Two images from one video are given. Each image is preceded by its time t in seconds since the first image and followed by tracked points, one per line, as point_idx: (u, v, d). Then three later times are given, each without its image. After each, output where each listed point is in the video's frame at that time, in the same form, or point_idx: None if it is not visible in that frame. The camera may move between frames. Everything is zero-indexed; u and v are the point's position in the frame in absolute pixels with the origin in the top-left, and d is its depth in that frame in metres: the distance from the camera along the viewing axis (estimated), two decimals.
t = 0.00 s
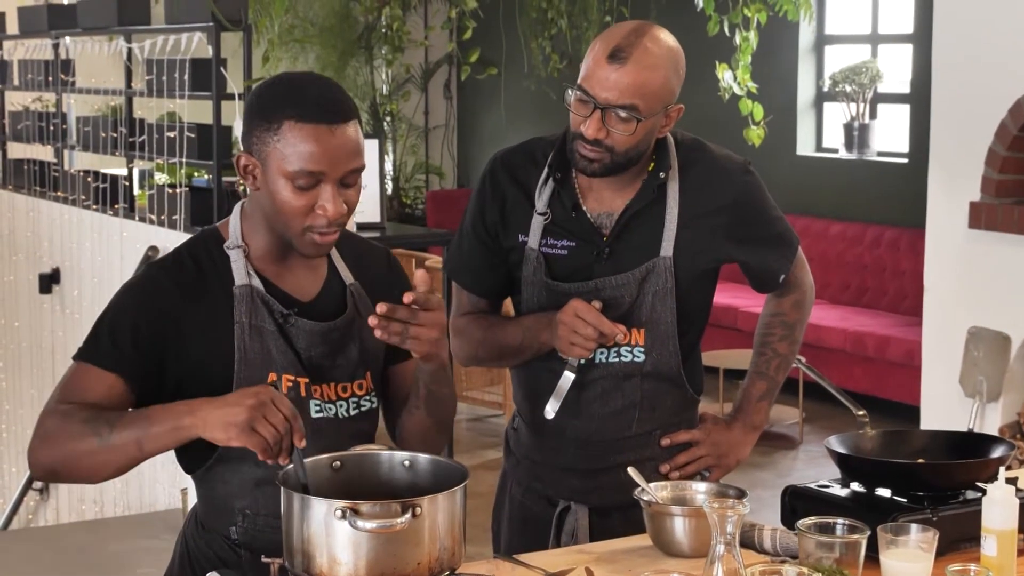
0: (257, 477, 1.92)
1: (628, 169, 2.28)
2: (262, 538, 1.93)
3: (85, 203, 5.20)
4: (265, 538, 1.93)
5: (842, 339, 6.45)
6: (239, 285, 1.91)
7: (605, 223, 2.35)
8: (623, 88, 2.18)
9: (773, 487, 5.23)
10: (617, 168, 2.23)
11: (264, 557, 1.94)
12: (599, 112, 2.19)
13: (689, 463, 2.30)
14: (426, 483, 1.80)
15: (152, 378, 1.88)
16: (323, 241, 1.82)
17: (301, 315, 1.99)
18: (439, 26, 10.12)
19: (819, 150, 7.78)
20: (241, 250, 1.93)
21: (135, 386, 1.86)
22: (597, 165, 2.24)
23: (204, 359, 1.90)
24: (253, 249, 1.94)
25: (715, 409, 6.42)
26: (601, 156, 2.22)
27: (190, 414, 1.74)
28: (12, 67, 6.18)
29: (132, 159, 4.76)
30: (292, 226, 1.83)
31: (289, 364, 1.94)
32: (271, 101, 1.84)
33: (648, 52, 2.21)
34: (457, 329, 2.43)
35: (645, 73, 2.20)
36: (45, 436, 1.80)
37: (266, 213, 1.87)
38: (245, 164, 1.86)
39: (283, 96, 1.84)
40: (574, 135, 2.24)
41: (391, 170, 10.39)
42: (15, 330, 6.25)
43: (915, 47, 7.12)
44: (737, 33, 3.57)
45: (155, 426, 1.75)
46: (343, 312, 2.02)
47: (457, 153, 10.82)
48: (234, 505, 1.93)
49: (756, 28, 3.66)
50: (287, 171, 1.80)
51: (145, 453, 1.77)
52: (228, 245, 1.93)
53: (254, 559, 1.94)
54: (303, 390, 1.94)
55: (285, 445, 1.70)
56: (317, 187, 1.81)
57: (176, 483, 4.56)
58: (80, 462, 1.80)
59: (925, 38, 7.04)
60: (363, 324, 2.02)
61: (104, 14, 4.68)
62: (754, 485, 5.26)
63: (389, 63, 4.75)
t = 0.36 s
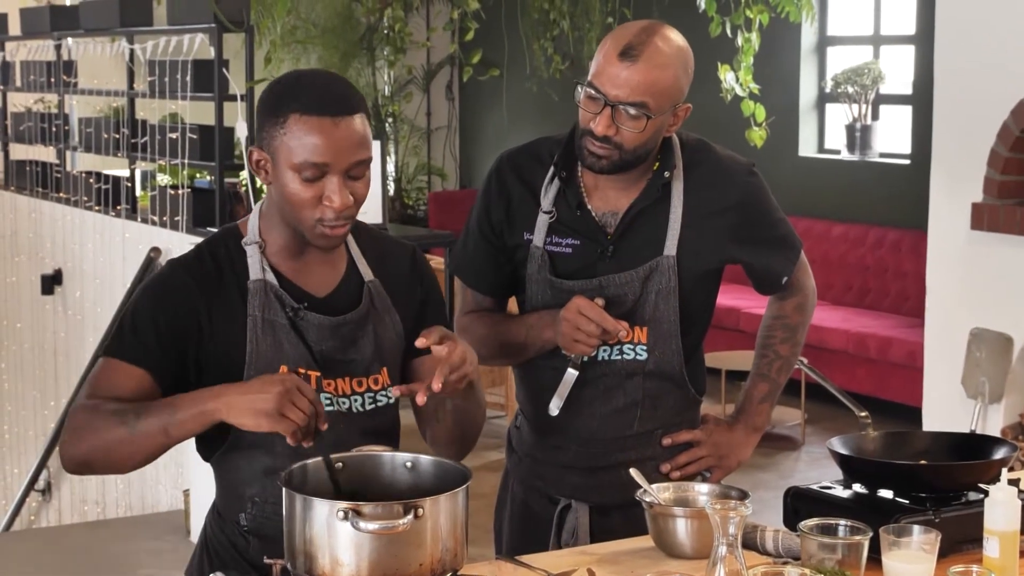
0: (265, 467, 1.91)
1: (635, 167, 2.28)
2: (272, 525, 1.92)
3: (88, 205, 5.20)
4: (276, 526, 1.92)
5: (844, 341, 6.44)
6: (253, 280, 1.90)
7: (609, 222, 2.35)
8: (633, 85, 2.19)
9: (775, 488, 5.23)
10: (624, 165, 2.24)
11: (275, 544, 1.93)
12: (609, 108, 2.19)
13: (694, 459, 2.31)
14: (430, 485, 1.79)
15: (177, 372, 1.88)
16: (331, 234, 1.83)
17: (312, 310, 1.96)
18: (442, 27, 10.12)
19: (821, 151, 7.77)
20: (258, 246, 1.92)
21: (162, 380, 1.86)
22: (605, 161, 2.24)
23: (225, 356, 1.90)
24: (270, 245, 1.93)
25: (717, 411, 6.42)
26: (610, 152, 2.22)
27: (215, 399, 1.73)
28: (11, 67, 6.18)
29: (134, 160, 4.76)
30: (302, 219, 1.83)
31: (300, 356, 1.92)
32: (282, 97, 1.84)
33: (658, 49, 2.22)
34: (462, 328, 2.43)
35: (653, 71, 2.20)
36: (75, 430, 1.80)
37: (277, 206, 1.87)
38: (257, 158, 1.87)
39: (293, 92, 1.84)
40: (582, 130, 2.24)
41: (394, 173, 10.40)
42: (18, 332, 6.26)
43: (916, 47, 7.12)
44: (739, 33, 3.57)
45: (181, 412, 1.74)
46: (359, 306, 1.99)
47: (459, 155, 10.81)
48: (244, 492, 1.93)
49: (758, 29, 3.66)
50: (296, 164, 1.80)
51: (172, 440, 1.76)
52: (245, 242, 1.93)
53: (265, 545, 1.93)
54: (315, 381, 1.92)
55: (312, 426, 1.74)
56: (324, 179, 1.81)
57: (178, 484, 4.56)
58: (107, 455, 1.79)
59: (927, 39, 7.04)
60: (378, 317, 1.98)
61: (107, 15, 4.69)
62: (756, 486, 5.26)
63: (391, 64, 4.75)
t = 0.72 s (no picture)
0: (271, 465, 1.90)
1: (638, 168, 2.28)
2: (279, 517, 1.92)
3: (89, 207, 5.20)
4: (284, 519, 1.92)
5: (846, 343, 6.44)
6: (267, 279, 1.90)
7: (612, 223, 2.34)
8: (637, 86, 2.18)
9: (776, 490, 5.22)
10: (629, 164, 2.24)
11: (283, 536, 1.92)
12: (613, 108, 2.20)
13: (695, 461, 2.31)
14: (431, 487, 1.79)
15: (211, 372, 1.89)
16: (338, 233, 1.83)
17: (324, 311, 1.95)
18: (442, 29, 10.13)
19: (823, 153, 7.76)
20: (273, 247, 1.93)
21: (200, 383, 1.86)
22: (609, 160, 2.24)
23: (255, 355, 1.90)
24: (284, 245, 1.93)
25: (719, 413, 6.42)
26: (614, 152, 2.22)
27: (256, 431, 1.72)
28: (13, 69, 6.18)
29: (136, 162, 4.76)
30: (310, 217, 1.83)
31: (309, 356, 1.91)
32: (292, 97, 1.85)
33: (663, 49, 2.21)
34: (465, 327, 2.43)
35: (660, 72, 2.20)
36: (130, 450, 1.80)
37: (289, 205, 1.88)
38: (270, 157, 1.88)
39: (303, 92, 1.84)
40: (587, 130, 2.24)
41: (395, 174, 10.41)
42: (20, 333, 6.26)
43: (917, 49, 7.11)
44: (741, 36, 3.57)
45: (225, 439, 1.74)
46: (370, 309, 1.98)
47: (460, 156, 10.82)
48: (250, 485, 1.92)
49: (759, 31, 3.67)
50: (304, 164, 1.80)
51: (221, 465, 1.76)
52: (261, 241, 1.93)
53: (274, 540, 1.92)
54: (323, 382, 1.91)
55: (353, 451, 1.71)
56: (331, 179, 1.80)
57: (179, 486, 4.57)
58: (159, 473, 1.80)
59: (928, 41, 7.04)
60: (388, 321, 1.98)
61: (109, 17, 4.70)
62: (757, 488, 5.26)
63: (393, 65, 4.75)
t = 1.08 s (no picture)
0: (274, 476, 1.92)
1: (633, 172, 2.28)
2: (276, 533, 1.92)
3: (89, 209, 5.20)
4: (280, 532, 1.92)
5: (847, 345, 6.44)
6: (262, 306, 1.90)
7: (612, 225, 2.34)
8: (637, 91, 2.19)
9: (777, 492, 5.23)
10: (628, 167, 2.24)
11: (279, 551, 1.92)
12: (613, 112, 2.20)
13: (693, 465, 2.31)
14: (431, 489, 1.80)
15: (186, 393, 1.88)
16: (340, 273, 1.80)
17: (322, 339, 1.96)
18: (443, 31, 10.12)
19: (823, 156, 7.76)
20: (268, 270, 1.92)
21: (173, 405, 1.86)
22: (608, 165, 2.25)
23: (231, 377, 1.90)
24: (279, 269, 1.93)
25: (719, 416, 6.42)
26: (613, 156, 2.23)
27: (231, 429, 1.75)
28: (13, 72, 6.17)
29: (136, 165, 4.76)
30: (311, 256, 1.81)
31: (308, 383, 1.91)
32: (298, 134, 1.81)
33: (665, 55, 2.22)
34: (465, 329, 2.43)
35: (660, 75, 2.20)
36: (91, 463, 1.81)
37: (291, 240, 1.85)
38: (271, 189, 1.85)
39: (309, 129, 1.81)
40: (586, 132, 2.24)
41: (395, 177, 10.40)
42: (20, 336, 6.26)
43: (917, 52, 7.12)
44: (741, 39, 3.56)
45: (195, 445, 1.77)
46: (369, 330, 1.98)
47: (460, 159, 10.81)
48: (247, 501, 1.93)
49: (759, 34, 3.66)
50: (308, 205, 1.78)
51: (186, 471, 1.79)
52: (254, 264, 1.92)
53: (271, 552, 1.92)
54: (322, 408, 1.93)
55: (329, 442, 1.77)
56: (334, 220, 1.78)
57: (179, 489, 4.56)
58: (121, 487, 1.81)
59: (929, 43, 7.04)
60: (384, 341, 1.97)
61: (110, 20, 4.69)
62: (758, 491, 5.26)
63: (392, 69, 4.75)
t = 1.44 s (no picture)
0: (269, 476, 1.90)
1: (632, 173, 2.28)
2: (246, 562, 1.90)
3: (89, 210, 5.20)
4: (251, 555, 1.90)
5: (847, 347, 6.44)
6: (248, 358, 1.87)
7: (611, 226, 2.35)
8: (635, 90, 2.19)
9: (777, 494, 5.22)
10: (627, 168, 2.24)
11: None
12: (612, 111, 2.20)
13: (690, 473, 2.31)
14: (432, 491, 1.80)
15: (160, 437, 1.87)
16: (338, 351, 1.78)
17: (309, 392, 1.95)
18: (443, 32, 10.13)
19: (823, 158, 7.76)
20: (255, 319, 1.87)
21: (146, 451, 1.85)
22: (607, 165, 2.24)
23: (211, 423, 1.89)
24: (267, 318, 1.88)
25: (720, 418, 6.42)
26: (612, 155, 2.22)
27: (196, 438, 1.72)
28: (13, 74, 6.16)
29: (136, 166, 4.76)
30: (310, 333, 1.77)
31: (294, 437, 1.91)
32: (304, 214, 1.73)
33: (665, 55, 2.22)
34: (464, 331, 2.43)
35: (659, 74, 2.21)
36: (57, 503, 1.79)
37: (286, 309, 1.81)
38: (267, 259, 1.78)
39: (318, 209, 1.73)
40: (584, 131, 2.25)
41: (396, 179, 10.39)
42: (20, 338, 6.26)
43: (918, 53, 7.12)
44: (741, 41, 3.56)
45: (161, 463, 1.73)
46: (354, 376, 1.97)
47: (460, 160, 10.82)
48: (220, 529, 1.91)
49: (760, 36, 3.66)
50: (311, 291, 1.72)
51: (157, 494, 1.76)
52: (241, 312, 1.87)
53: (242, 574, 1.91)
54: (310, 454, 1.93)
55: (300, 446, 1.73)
56: (338, 307, 1.73)
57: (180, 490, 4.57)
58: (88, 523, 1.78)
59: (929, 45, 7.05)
60: (371, 386, 1.96)
61: (110, 22, 4.69)
62: (758, 493, 5.26)
63: (393, 70, 4.75)
